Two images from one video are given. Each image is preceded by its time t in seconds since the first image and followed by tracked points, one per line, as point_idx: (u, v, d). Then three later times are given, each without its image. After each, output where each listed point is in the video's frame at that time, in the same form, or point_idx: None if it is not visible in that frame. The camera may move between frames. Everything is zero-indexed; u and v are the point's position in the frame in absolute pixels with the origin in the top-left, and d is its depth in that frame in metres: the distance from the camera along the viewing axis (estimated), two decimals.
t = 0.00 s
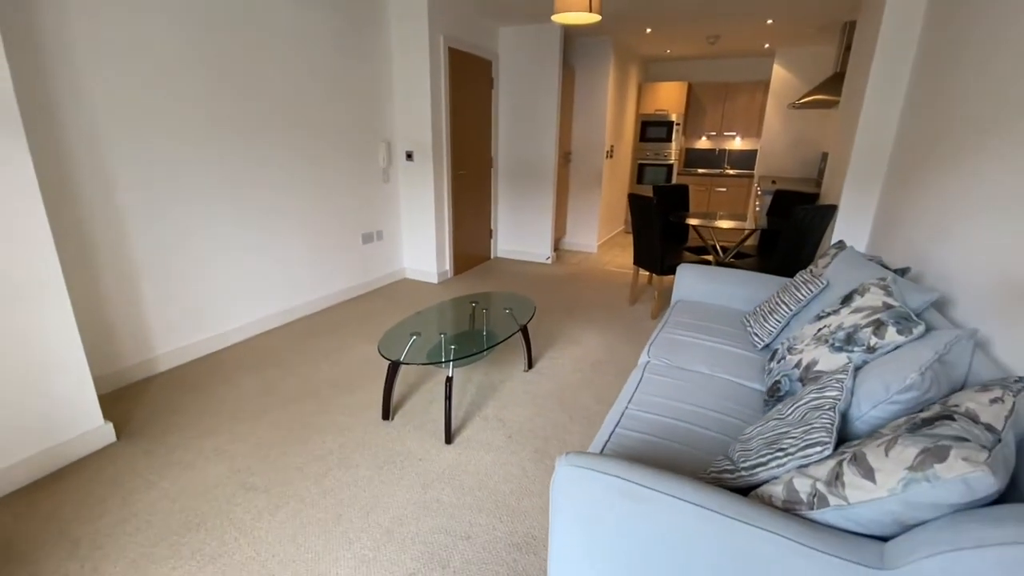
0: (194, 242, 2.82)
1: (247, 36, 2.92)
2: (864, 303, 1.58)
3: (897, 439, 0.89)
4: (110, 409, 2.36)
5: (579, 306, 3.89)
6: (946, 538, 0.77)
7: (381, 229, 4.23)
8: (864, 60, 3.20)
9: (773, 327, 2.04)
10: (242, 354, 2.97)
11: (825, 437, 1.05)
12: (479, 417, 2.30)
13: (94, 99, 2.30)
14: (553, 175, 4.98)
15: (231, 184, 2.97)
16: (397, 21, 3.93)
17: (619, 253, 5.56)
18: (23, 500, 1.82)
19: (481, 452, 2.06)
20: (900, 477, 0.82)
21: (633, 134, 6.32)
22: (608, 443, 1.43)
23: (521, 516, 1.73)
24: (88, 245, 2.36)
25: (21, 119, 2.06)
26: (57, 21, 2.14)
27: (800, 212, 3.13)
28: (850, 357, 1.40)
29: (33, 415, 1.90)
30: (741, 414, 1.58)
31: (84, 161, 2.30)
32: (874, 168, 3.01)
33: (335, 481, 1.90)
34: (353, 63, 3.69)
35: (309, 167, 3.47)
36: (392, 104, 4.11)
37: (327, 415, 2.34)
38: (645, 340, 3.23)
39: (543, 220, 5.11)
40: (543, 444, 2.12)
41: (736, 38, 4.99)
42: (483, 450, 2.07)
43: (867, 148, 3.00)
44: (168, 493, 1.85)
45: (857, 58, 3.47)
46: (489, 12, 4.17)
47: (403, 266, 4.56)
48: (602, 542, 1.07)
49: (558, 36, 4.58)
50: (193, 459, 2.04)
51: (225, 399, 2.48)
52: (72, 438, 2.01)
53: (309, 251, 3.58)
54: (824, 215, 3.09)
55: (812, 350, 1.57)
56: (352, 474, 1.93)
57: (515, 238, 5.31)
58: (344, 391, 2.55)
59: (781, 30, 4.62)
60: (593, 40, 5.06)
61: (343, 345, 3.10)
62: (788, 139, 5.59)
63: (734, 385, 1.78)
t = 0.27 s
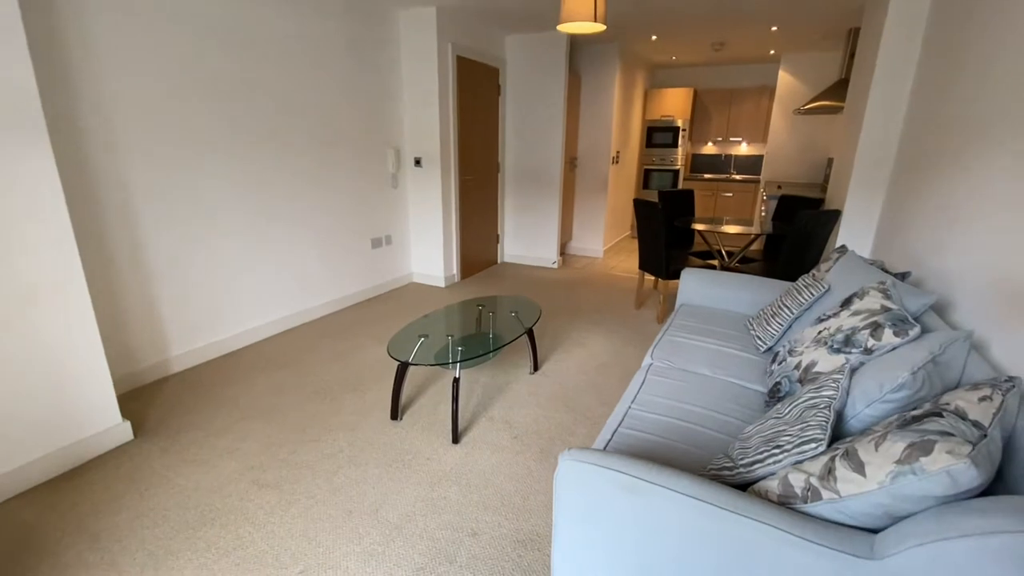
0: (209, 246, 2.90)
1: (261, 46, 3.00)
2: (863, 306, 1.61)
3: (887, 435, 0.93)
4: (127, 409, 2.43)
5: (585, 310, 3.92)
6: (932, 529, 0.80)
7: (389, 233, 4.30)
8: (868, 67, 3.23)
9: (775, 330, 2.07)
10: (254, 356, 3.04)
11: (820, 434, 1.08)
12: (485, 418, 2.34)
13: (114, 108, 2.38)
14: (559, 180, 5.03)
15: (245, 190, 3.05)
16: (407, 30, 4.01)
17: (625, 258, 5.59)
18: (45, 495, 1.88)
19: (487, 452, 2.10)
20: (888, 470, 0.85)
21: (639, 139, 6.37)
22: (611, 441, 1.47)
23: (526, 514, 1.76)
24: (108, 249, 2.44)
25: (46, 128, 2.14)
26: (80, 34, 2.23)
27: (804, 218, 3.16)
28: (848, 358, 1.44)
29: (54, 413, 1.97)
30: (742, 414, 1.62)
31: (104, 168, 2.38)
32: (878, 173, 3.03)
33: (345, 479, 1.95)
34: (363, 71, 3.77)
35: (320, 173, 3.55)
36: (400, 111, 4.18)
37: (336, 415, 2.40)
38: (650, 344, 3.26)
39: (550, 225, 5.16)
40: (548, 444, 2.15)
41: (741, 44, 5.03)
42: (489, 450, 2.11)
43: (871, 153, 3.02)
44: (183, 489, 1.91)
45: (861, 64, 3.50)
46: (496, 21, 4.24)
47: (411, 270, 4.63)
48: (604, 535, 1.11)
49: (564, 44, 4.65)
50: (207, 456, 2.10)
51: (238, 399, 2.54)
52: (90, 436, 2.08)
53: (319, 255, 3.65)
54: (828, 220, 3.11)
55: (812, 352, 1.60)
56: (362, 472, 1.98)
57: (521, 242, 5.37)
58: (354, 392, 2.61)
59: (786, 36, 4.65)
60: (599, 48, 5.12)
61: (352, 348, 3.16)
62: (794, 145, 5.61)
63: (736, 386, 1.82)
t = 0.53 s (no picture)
0: (222, 254, 2.97)
1: (275, 60, 3.10)
2: (864, 314, 1.64)
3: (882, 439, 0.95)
4: (141, 412, 2.49)
5: (591, 318, 3.95)
6: (925, 530, 0.82)
7: (398, 242, 4.36)
8: (872, 78, 3.26)
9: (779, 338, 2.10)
10: (265, 361, 3.09)
11: (818, 438, 1.11)
12: (492, 424, 2.37)
13: (134, 121, 2.47)
14: (565, 190, 5.08)
15: (258, 199, 3.12)
16: (416, 43, 4.10)
17: (631, 267, 5.62)
18: (63, 495, 1.93)
19: (492, 457, 2.13)
20: (882, 472, 0.88)
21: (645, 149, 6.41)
22: (615, 446, 1.49)
23: (531, 518, 1.79)
24: (125, 256, 2.51)
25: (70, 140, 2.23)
26: (103, 50, 2.32)
27: (809, 227, 3.18)
28: (849, 365, 1.46)
29: (73, 415, 2.03)
30: (745, 421, 1.64)
31: (124, 178, 2.46)
32: (883, 182, 3.04)
33: (353, 482, 1.98)
34: (373, 83, 3.86)
35: (330, 182, 3.62)
36: (409, 122, 4.27)
37: (345, 420, 2.44)
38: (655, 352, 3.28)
39: (556, 233, 5.20)
40: (553, 450, 2.18)
41: (747, 55, 5.08)
42: (495, 455, 2.14)
43: (875, 163, 3.04)
44: (196, 490, 1.95)
45: (865, 75, 3.53)
46: (504, 34, 4.32)
47: (419, 278, 4.68)
48: (607, 537, 1.14)
49: (570, 56, 4.72)
50: (219, 459, 2.14)
51: (248, 404, 2.59)
52: (106, 438, 2.13)
53: (329, 263, 3.71)
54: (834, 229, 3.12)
55: (814, 359, 1.62)
56: (369, 476, 2.02)
57: (528, 251, 5.41)
58: (362, 398, 2.65)
59: (791, 47, 4.69)
60: (605, 59, 5.20)
61: (360, 354, 3.20)
62: (800, 154, 5.62)
63: (739, 393, 1.84)
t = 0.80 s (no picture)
0: (233, 264, 3.03)
1: (286, 75, 3.18)
2: (864, 325, 1.65)
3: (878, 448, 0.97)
4: (151, 420, 2.53)
5: (596, 328, 3.97)
6: (919, 538, 0.83)
7: (404, 252, 4.42)
8: (874, 92, 3.29)
9: (782, 349, 2.11)
10: (273, 370, 3.14)
11: (816, 448, 1.12)
12: (496, 433, 2.39)
13: (150, 135, 2.54)
14: (570, 201, 5.13)
15: (267, 211, 3.19)
16: (424, 58, 4.19)
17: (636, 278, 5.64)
18: (75, 500, 1.97)
19: (496, 467, 2.14)
20: (876, 481, 0.89)
21: (650, 161, 6.47)
22: (617, 455, 1.51)
23: (534, 527, 1.80)
24: (138, 266, 2.57)
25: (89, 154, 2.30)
26: (121, 68, 2.40)
27: (813, 239, 3.20)
28: (849, 376, 1.47)
29: (84, 422, 2.07)
30: (746, 432, 1.65)
31: (139, 191, 2.53)
32: (886, 195, 3.06)
33: (358, 490, 2.01)
34: (382, 97, 3.93)
35: (338, 193, 3.68)
36: (417, 135, 4.34)
37: (351, 428, 2.47)
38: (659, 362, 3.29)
39: (561, 244, 5.24)
40: (556, 460, 2.20)
41: (750, 69, 5.13)
42: (499, 464, 2.16)
43: (878, 176, 3.06)
44: (204, 497, 1.98)
45: (867, 89, 3.56)
46: (510, 49, 4.41)
47: (425, 288, 4.73)
48: (608, 545, 1.16)
49: (575, 70, 4.79)
50: (227, 467, 2.17)
51: (256, 412, 2.63)
52: (116, 445, 2.17)
53: (337, 273, 3.77)
54: (837, 241, 3.14)
55: (815, 370, 1.64)
56: (374, 484, 2.04)
57: (533, 261, 5.45)
58: (368, 406, 2.68)
59: (793, 61, 4.75)
60: (610, 73, 5.27)
61: (367, 363, 3.24)
62: (804, 166, 5.65)
63: (741, 404, 1.85)
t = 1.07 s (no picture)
0: (238, 275, 3.06)
1: (292, 89, 3.23)
2: (865, 337, 1.66)
3: (878, 458, 0.98)
4: (155, 429, 2.54)
5: (598, 339, 3.98)
6: (917, 548, 0.84)
7: (408, 263, 4.45)
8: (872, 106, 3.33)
9: (783, 360, 2.12)
10: (276, 380, 3.15)
11: (817, 458, 1.13)
12: (498, 444, 2.40)
13: (159, 148, 2.59)
14: (572, 213, 5.16)
15: (272, 222, 3.22)
16: (428, 73, 4.26)
17: (638, 289, 5.65)
18: (79, 509, 1.98)
19: (498, 478, 2.15)
20: (876, 490, 0.91)
21: (651, 173, 6.52)
22: (620, 466, 1.52)
23: (536, 539, 1.80)
24: (145, 276, 2.61)
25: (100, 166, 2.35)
26: (133, 83, 2.46)
27: (814, 250, 3.21)
28: (850, 388, 1.48)
29: (88, 432, 2.08)
30: (749, 443, 1.66)
31: (148, 203, 2.57)
32: (886, 207, 3.08)
33: (361, 501, 2.01)
34: (386, 111, 4.00)
35: (343, 205, 3.73)
36: (421, 147, 4.40)
37: (354, 438, 2.47)
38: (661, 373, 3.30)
39: (563, 255, 5.27)
40: (559, 471, 2.20)
41: (750, 83, 5.19)
42: (501, 475, 2.16)
43: (877, 188, 3.09)
44: (207, 507, 1.99)
45: (866, 102, 3.60)
46: (513, 63, 4.48)
47: (428, 299, 4.75)
48: (610, 555, 1.16)
49: (577, 84, 4.86)
50: (230, 476, 2.18)
51: (259, 422, 2.64)
52: (121, 455, 2.18)
53: (340, 283, 3.79)
54: (838, 253, 3.16)
55: (816, 381, 1.65)
56: (377, 495, 2.04)
57: (536, 272, 5.48)
58: (370, 417, 2.69)
59: (793, 75, 4.80)
60: (611, 87, 5.34)
61: (369, 373, 3.25)
62: (805, 178, 5.68)
63: (743, 414, 1.86)
